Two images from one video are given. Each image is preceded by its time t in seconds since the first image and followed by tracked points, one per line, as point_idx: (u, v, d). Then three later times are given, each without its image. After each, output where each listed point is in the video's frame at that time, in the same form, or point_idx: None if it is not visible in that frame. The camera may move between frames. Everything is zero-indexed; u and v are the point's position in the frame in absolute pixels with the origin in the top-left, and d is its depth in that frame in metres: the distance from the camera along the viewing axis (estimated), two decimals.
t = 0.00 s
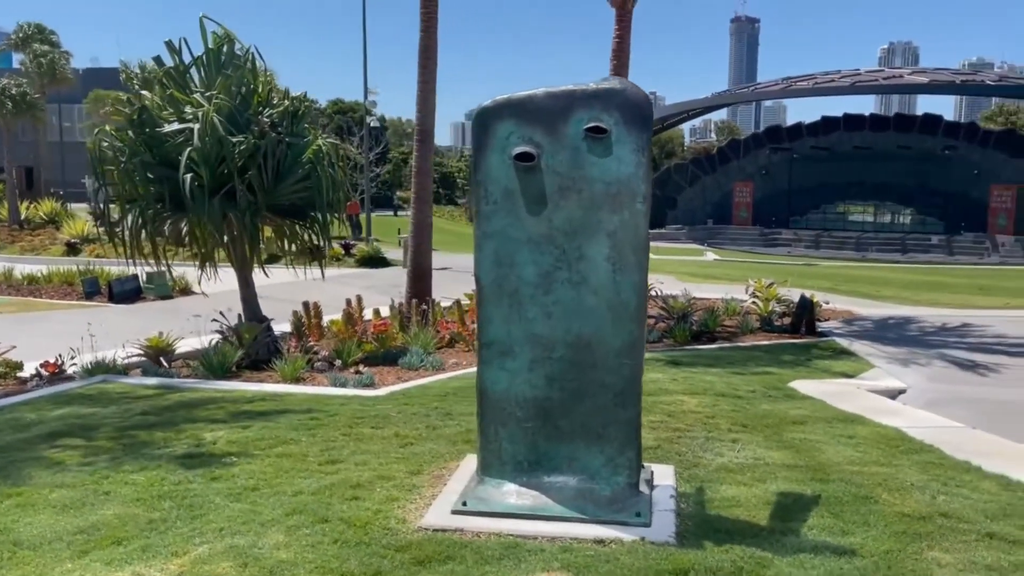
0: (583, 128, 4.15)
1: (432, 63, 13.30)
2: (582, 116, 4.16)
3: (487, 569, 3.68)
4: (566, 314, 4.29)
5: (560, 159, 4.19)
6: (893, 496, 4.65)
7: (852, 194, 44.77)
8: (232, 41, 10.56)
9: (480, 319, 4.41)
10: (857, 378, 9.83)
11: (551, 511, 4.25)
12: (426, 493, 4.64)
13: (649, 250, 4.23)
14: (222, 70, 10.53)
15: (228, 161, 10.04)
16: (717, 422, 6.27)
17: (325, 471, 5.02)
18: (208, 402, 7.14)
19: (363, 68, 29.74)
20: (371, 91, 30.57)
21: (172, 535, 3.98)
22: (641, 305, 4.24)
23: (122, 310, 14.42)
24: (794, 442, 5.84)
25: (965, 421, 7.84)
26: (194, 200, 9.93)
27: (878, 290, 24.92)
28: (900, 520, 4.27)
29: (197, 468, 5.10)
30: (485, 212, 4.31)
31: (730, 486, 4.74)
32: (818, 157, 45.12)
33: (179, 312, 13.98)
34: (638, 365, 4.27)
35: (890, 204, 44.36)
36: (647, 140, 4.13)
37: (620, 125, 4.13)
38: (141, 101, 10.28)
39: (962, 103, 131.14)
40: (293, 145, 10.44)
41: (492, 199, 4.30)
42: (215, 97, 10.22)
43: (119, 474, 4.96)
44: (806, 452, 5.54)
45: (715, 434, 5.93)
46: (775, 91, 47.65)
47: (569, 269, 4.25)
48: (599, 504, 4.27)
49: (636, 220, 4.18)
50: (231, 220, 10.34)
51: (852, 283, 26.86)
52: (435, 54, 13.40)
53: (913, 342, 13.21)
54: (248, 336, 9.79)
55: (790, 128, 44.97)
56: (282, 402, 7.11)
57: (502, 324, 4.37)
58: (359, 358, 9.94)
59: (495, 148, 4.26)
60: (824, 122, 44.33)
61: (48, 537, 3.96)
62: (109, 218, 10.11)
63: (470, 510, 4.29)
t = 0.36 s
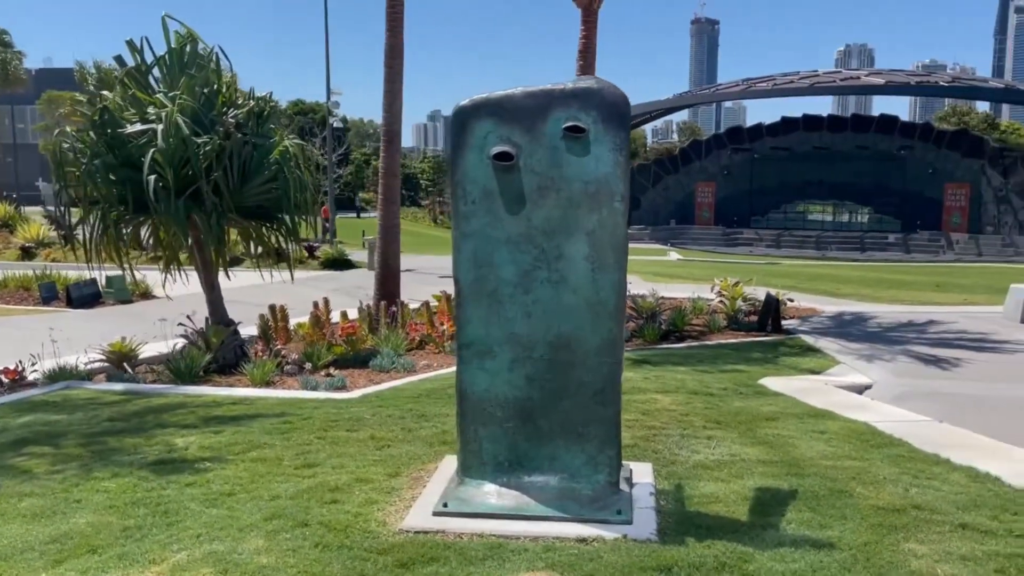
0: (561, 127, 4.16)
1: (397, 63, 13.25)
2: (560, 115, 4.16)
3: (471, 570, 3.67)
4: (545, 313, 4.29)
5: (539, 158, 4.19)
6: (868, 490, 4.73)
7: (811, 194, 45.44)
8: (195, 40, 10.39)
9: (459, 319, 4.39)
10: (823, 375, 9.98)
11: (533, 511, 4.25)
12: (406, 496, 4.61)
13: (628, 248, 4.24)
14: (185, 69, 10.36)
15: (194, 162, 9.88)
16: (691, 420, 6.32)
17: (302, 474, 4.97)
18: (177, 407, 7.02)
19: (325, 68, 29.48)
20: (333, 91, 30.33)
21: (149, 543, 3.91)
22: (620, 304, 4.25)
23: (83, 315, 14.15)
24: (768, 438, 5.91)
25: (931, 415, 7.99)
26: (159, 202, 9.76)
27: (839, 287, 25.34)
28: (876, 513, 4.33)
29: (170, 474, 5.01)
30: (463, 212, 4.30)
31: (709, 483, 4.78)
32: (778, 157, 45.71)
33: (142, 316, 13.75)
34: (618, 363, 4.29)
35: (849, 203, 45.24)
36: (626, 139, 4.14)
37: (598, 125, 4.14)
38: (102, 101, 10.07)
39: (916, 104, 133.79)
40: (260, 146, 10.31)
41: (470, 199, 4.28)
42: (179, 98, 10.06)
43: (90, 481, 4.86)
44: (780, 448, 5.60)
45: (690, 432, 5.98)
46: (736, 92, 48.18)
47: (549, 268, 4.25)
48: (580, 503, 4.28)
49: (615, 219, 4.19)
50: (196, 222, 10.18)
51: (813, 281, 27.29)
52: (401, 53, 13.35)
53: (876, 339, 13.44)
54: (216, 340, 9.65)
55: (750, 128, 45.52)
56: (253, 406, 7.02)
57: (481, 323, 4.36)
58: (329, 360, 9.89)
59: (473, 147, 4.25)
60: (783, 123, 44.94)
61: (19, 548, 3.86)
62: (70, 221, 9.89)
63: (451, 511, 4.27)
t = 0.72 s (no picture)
0: (540, 126, 4.12)
1: (364, 63, 13.12)
2: (539, 114, 4.12)
3: None
4: (526, 313, 4.24)
5: (517, 157, 4.14)
6: (846, 487, 4.74)
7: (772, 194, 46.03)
8: (157, 39, 10.19)
9: (438, 320, 4.33)
10: (793, 373, 10.05)
11: (514, 515, 4.19)
12: (384, 501, 4.54)
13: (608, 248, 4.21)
14: (147, 69, 10.16)
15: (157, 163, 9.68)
16: (668, 419, 6.32)
17: (276, 481, 4.86)
18: (143, 415, 6.86)
19: (288, 69, 29.16)
20: (297, 92, 30.02)
21: (120, 555, 3.79)
22: (600, 304, 4.21)
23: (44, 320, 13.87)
24: (744, 436, 5.92)
25: (900, 411, 8.08)
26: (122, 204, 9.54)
27: (802, 285, 25.68)
28: (856, 511, 4.34)
29: (139, 484, 4.88)
30: (441, 212, 4.23)
31: (690, 482, 4.76)
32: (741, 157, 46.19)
33: (104, 321, 13.50)
34: (598, 364, 4.25)
35: (809, 202, 45.91)
36: (604, 138, 4.11)
37: (577, 123, 4.11)
38: (61, 101, 9.82)
39: (873, 105, 136.06)
40: (225, 146, 10.13)
41: (448, 198, 4.22)
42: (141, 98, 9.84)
43: (55, 493, 4.71)
44: (757, 446, 5.61)
45: (667, 431, 5.97)
46: (699, 93, 48.62)
47: (529, 268, 4.21)
48: (562, 506, 4.22)
49: (594, 218, 4.15)
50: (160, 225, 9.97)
51: (776, 280, 27.62)
52: (368, 53, 13.23)
53: (842, 336, 13.60)
54: (182, 345, 9.47)
55: (712, 129, 45.97)
56: (223, 412, 6.88)
57: (460, 325, 4.30)
58: (298, 364, 9.76)
59: (450, 146, 4.19)
60: (745, 123, 45.48)
61: None
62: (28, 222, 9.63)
63: (430, 516, 4.20)
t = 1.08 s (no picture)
0: (523, 127, 4.05)
1: (333, 64, 12.96)
2: (521, 114, 4.06)
3: None
4: (510, 317, 4.17)
5: (500, 158, 4.08)
6: (830, 488, 4.74)
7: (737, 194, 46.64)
8: (120, 39, 9.95)
9: (420, 325, 4.25)
10: (766, 372, 10.10)
11: (500, 523, 4.13)
12: (365, 511, 4.44)
13: (592, 250, 4.15)
14: (110, 70, 9.92)
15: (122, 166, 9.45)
16: (648, 421, 6.29)
17: (253, 492, 4.73)
18: (111, 424, 6.66)
19: (252, 69, 28.75)
20: (261, 93, 29.61)
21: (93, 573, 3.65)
22: (585, 307, 4.16)
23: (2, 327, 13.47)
24: (726, 437, 5.91)
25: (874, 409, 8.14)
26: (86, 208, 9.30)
27: (768, 285, 25.91)
28: (842, 512, 4.33)
29: (110, 497, 4.72)
30: (423, 215, 4.16)
31: (675, 486, 4.72)
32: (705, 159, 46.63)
33: (65, 328, 13.16)
34: (583, 368, 4.19)
35: (772, 203, 46.48)
36: (589, 138, 4.05)
37: (560, 124, 4.05)
38: (20, 103, 9.54)
39: (833, 107, 138.16)
40: (192, 148, 9.94)
41: (430, 201, 4.15)
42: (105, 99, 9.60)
43: (22, 508, 4.54)
44: (738, 448, 5.60)
45: (648, 433, 5.94)
46: (664, 95, 48.90)
47: (512, 271, 4.14)
48: (548, 512, 4.16)
49: (579, 220, 4.09)
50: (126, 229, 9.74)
51: (743, 279, 27.86)
52: (336, 54, 13.08)
53: (811, 335, 13.72)
54: (149, 352, 9.25)
55: (677, 131, 46.14)
56: (194, 420, 6.71)
57: (443, 329, 4.22)
58: (269, 370, 9.59)
59: (432, 148, 4.11)
60: (709, 125, 45.72)
61: None
62: None
63: (414, 525, 4.11)
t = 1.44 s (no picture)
0: (507, 128, 4.05)
1: (302, 64, 12.84)
2: (506, 115, 4.05)
3: None
4: (494, 320, 4.16)
5: (484, 160, 4.07)
6: (812, 486, 4.76)
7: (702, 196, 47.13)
8: (84, 38, 9.74)
9: (404, 328, 4.21)
10: (739, 373, 10.17)
11: (486, 526, 4.10)
12: (348, 517, 4.38)
13: (576, 252, 4.15)
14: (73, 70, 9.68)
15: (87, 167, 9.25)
16: (628, 423, 6.31)
17: (231, 500, 4.63)
18: (80, 432, 6.49)
19: (215, 70, 28.38)
20: (224, 94, 29.24)
21: None
22: (569, 309, 4.16)
23: None
24: (705, 438, 5.93)
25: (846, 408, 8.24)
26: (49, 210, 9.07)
27: (734, 285, 26.17)
28: (825, 511, 4.35)
29: (82, 506, 4.60)
30: (406, 216, 4.12)
31: (659, 487, 4.72)
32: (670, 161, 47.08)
33: (26, 333, 12.85)
34: (569, 369, 4.18)
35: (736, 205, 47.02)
36: (573, 140, 4.06)
37: (545, 124, 4.05)
38: None
39: (794, 110, 140.10)
40: (159, 150, 9.76)
41: (413, 203, 4.12)
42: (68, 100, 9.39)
43: None
44: (718, 448, 5.62)
45: (629, 435, 5.95)
46: (630, 97, 49.22)
47: (497, 273, 4.13)
48: (534, 516, 4.14)
49: (564, 221, 4.09)
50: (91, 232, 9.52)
51: (709, 280, 28.10)
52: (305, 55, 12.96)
53: (780, 335, 13.87)
54: (116, 358, 9.06)
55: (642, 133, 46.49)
56: (167, 426, 6.57)
57: (427, 332, 4.19)
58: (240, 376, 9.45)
59: (415, 149, 4.08)
60: (674, 127, 46.07)
61: None
62: None
63: (399, 531, 4.06)
